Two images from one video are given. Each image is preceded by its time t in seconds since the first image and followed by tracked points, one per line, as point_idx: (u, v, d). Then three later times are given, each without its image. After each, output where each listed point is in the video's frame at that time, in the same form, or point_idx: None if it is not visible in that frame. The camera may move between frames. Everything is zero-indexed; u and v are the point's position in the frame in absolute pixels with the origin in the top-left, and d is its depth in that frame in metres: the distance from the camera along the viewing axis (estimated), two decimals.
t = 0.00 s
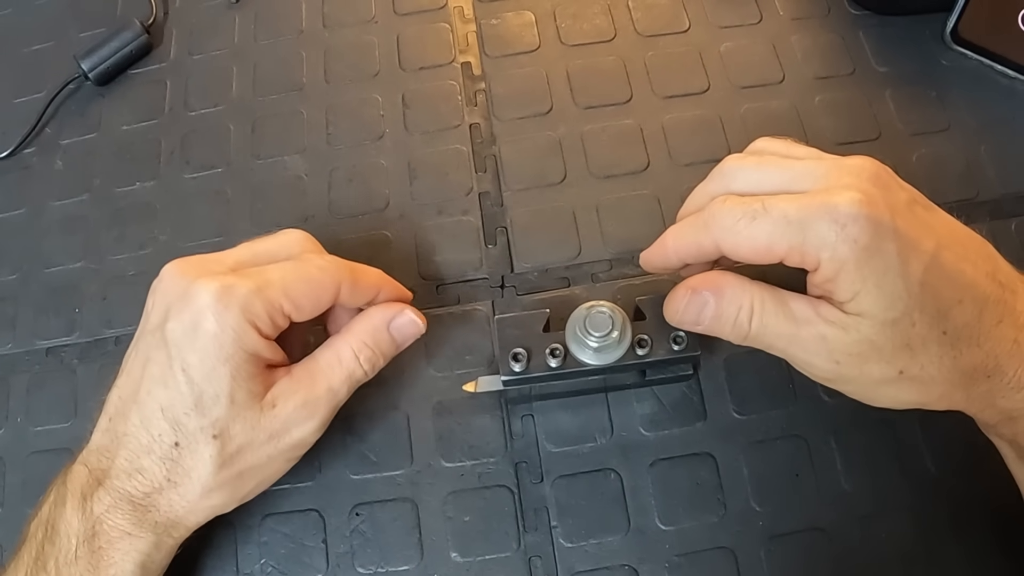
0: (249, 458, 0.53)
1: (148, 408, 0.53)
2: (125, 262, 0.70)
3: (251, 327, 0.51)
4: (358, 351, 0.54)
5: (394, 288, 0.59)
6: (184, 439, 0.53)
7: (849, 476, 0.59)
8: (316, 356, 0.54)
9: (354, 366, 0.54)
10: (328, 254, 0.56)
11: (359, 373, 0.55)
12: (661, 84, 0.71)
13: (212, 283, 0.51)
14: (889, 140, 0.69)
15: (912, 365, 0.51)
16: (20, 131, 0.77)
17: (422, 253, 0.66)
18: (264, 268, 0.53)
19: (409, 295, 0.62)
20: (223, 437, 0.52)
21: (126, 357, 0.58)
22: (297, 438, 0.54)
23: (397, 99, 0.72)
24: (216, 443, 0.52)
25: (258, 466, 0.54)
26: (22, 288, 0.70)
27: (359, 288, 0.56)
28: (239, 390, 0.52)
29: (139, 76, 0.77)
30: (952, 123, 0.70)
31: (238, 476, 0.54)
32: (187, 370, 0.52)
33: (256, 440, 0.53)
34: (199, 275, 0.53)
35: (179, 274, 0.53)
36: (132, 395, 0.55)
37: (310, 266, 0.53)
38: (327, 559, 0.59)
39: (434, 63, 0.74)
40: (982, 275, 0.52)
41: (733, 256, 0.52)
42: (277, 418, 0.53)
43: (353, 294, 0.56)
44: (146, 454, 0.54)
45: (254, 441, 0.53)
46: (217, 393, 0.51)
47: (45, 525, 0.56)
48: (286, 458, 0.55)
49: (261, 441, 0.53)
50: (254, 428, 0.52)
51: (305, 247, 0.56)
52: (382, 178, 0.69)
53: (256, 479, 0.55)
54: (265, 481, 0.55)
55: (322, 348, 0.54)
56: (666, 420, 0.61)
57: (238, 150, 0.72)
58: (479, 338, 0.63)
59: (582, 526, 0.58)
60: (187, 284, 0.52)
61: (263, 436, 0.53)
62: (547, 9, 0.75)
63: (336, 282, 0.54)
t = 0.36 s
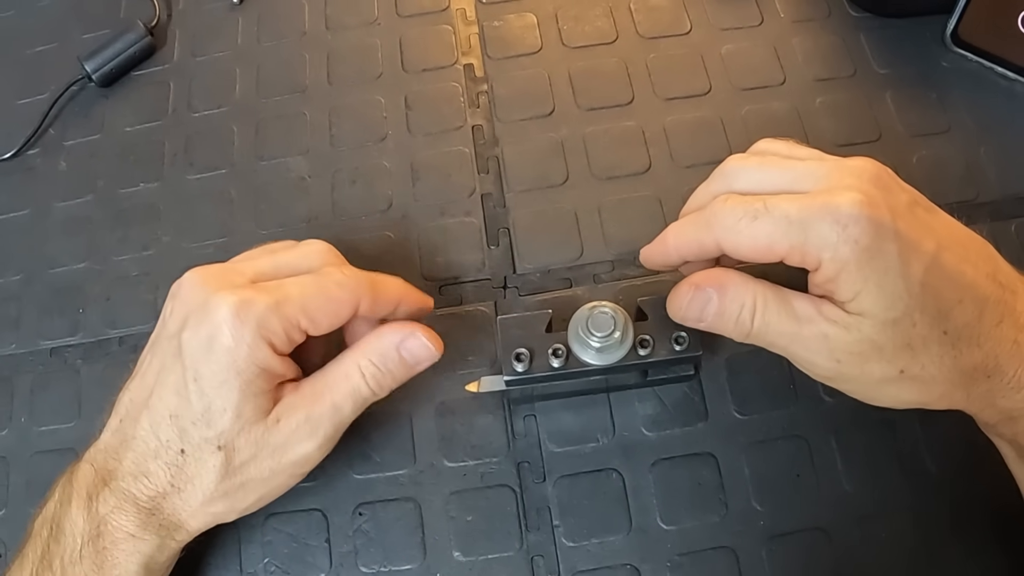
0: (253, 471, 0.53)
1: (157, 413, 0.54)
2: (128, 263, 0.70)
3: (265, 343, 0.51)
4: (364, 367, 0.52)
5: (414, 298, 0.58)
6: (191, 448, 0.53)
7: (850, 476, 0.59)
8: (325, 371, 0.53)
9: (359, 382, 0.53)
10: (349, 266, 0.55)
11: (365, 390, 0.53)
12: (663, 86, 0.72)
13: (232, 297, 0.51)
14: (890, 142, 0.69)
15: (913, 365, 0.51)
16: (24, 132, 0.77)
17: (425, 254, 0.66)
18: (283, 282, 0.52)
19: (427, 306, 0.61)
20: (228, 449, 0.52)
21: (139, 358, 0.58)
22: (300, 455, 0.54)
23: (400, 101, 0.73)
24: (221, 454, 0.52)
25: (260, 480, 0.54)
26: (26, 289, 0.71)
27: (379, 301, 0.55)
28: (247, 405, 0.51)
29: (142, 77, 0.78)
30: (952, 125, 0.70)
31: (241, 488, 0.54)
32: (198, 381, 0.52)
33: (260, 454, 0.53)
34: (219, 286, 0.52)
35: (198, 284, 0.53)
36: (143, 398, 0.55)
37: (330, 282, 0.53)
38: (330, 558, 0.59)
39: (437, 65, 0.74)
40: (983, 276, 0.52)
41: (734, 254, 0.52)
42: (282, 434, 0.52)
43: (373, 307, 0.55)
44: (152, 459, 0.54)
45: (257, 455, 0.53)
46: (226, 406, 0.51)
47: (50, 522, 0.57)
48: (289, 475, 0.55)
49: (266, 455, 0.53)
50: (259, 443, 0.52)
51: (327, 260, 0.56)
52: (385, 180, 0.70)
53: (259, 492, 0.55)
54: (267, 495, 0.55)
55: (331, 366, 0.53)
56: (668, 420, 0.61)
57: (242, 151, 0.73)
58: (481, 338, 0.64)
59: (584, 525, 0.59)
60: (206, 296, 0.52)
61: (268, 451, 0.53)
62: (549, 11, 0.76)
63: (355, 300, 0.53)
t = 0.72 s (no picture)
0: (253, 510, 0.52)
1: (165, 431, 0.53)
2: (136, 264, 0.71)
3: (280, 378, 0.50)
4: (394, 459, 0.54)
5: (446, 346, 0.57)
6: (197, 476, 0.52)
7: (851, 475, 0.60)
8: (352, 446, 0.53)
9: (384, 472, 0.54)
10: (377, 300, 0.53)
11: (386, 478, 0.54)
12: (665, 90, 0.73)
13: (251, 328, 0.50)
14: (890, 145, 0.70)
15: (917, 372, 0.52)
16: (32, 135, 0.78)
17: (431, 256, 0.67)
18: (302, 313, 0.51)
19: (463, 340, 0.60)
20: (233, 483, 0.51)
21: (149, 371, 0.57)
22: (304, 513, 0.53)
23: (406, 105, 0.73)
24: (226, 487, 0.51)
25: (257, 520, 0.53)
26: (35, 290, 0.71)
27: (408, 335, 0.54)
28: (259, 441, 0.50)
29: (150, 80, 0.78)
30: (952, 129, 0.71)
31: (236, 522, 0.53)
32: (209, 409, 0.51)
33: (265, 495, 0.52)
34: (242, 311, 0.52)
35: (219, 307, 0.53)
36: (153, 412, 0.54)
37: (356, 325, 0.51)
38: (336, 556, 0.60)
39: (443, 69, 0.75)
40: (981, 279, 0.53)
41: (733, 254, 0.53)
42: (289, 484, 0.51)
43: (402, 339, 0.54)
44: (153, 477, 0.53)
45: (259, 495, 0.52)
46: (238, 440, 0.50)
47: (44, 525, 0.57)
48: (285, 522, 0.53)
49: (268, 496, 0.52)
50: (265, 484, 0.51)
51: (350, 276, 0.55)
52: (391, 183, 0.70)
53: (253, 528, 0.54)
54: (259, 532, 0.54)
55: (365, 440, 0.53)
56: (671, 420, 0.62)
57: (249, 155, 0.73)
58: (486, 339, 0.64)
59: (588, 524, 0.59)
60: (227, 320, 0.52)
61: (273, 494, 0.52)
62: (553, 16, 0.77)
63: (376, 340, 0.52)
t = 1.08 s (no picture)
0: (239, 503, 0.52)
1: (152, 423, 0.52)
2: (135, 266, 0.71)
3: (268, 379, 0.49)
4: (377, 436, 0.55)
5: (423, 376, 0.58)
6: (183, 468, 0.51)
7: (853, 478, 0.60)
8: (337, 433, 0.54)
9: (370, 452, 0.55)
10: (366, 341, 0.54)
11: (371, 458, 0.56)
12: (666, 91, 0.72)
13: (248, 329, 0.49)
14: (891, 147, 0.70)
15: (916, 371, 0.52)
16: (31, 137, 0.78)
17: (431, 258, 0.67)
18: (299, 329, 0.51)
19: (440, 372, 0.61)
20: (219, 479, 0.51)
21: (140, 360, 0.55)
22: (290, 506, 0.53)
23: (406, 106, 0.73)
24: (210, 482, 0.51)
25: (241, 516, 0.53)
26: (33, 292, 0.71)
27: (386, 375, 0.55)
28: (248, 440, 0.50)
29: (149, 82, 0.78)
30: (954, 130, 0.70)
31: (219, 516, 0.53)
32: (200, 406, 0.50)
33: (251, 488, 0.52)
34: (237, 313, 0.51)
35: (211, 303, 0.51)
36: (142, 406, 0.53)
37: (349, 359, 0.52)
38: (336, 560, 0.60)
39: (443, 70, 0.74)
40: (984, 282, 0.52)
41: (736, 255, 0.53)
42: (275, 476, 0.52)
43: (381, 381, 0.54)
44: (139, 470, 0.53)
45: (245, 490, 0.52)
46: (226, 437, 0.50)
47: (29, 526, 0.56)
48: (269, 518, 0.54)
49: (255, 492, 0.52)
50: (253, 478, 0.51)
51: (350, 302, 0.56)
52: (391, 184, 0.70)
53: (235, 523, 0.54)
54: (245, 528, 0.54)
55: (346, 425, 0.55)
56: (672, 423, 0.61)
57: (248, 156, 0.73)
58: (486, 342, 0.64)
59: (588, 528, 0.59)
60: (218, 316, 0.51)
61: (259, 487, 0.52)
62: (554, 16, 0.76)
63: (363, 375, 0.52)
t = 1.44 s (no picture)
0: (239, 526, 0.52)
1: (162, 436, 0.52)
2: (134, 266, 0.70)
3: (282, 413, 0.49)
4: (384, 483, 0.55)
5: (443, 416, 0.56)
6: (186, 484, 0.51)
7: (853, 478, 0.59)
8: (346, 471, 0.54)
9: (373, 497, 0.55)
10: (383, 386, 0.53)
11: (374, 502, 0.55)
12: (666, 90, 0.72)
13: (266, 357, 0.49)
14: (892, 146, 0.70)
15: (917, 373, 0.51)
16: (29, 136, 0.77)
17: (430, 258, 0.67)
18: (320, 369, 0.51)
19: (465, 404, 0.59)
20: (221, 499, 0.51)
21: (157, 368, 0.55)
22: (284, 537, 0.53)
23: (405, 105, 0.73)
24: (213, 502, 0.51)
25: (239, 540, 0.53)
26: (32, 292, 0.71)
27: (400, 425, 0.53)
28: (255, 463, 0.50)
29: (148, 81, 0.78)
30: (955, 129, 0.70)
31: (214, 537, 0.53)
32: (212, 424, 0.50)
33: (251, 514, 0.51)
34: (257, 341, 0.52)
35: (236, 326, 0.52)
36: (154, 413, 0.53)
37: (363, 405, 0.51)
38: (335, 560, 0.59)
39: (443, 69, 0.74)
40: (986, 282, 0.52)
41: (736, 256, 0.52)
42: (279, 505, 0.51)
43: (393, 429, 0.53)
44: (144, 479, 0.52)
45: (245, 514, 0.51)
46: (235, 458, 0.50)
47: (31, 529, 0.56)
48: (264, 546, 0.53)
49: (254, 518, 0.51)
50: (255, 503, 0.51)
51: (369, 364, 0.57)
52: (390, 183, 0.70)
53: (229, 545, 0.53)
54: (240, 551, 0.54)
55: (356, 465, 0.54)
56: (673, 424, 0.61)
57: (247, 155, 0.73)
58: (486, 342, 0.64)
59: (588, 528, 0.59)
60: (241, 340, 0.52)
61: (260, 514, 0.51)
62: (554, 15, 0.76)
63: (374, 428, 0.52)
